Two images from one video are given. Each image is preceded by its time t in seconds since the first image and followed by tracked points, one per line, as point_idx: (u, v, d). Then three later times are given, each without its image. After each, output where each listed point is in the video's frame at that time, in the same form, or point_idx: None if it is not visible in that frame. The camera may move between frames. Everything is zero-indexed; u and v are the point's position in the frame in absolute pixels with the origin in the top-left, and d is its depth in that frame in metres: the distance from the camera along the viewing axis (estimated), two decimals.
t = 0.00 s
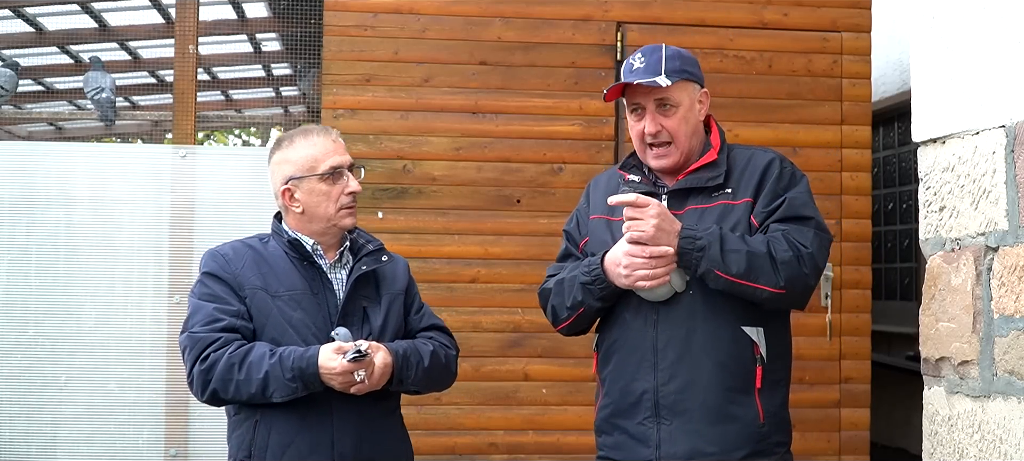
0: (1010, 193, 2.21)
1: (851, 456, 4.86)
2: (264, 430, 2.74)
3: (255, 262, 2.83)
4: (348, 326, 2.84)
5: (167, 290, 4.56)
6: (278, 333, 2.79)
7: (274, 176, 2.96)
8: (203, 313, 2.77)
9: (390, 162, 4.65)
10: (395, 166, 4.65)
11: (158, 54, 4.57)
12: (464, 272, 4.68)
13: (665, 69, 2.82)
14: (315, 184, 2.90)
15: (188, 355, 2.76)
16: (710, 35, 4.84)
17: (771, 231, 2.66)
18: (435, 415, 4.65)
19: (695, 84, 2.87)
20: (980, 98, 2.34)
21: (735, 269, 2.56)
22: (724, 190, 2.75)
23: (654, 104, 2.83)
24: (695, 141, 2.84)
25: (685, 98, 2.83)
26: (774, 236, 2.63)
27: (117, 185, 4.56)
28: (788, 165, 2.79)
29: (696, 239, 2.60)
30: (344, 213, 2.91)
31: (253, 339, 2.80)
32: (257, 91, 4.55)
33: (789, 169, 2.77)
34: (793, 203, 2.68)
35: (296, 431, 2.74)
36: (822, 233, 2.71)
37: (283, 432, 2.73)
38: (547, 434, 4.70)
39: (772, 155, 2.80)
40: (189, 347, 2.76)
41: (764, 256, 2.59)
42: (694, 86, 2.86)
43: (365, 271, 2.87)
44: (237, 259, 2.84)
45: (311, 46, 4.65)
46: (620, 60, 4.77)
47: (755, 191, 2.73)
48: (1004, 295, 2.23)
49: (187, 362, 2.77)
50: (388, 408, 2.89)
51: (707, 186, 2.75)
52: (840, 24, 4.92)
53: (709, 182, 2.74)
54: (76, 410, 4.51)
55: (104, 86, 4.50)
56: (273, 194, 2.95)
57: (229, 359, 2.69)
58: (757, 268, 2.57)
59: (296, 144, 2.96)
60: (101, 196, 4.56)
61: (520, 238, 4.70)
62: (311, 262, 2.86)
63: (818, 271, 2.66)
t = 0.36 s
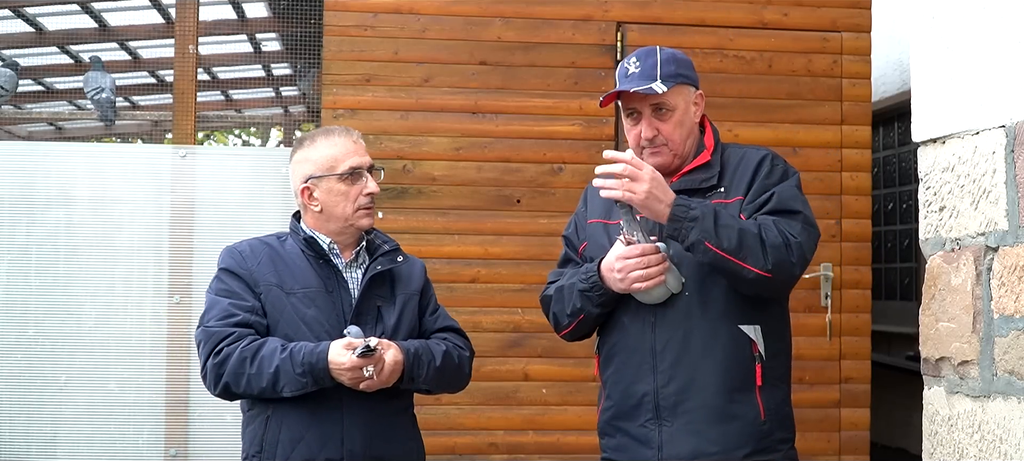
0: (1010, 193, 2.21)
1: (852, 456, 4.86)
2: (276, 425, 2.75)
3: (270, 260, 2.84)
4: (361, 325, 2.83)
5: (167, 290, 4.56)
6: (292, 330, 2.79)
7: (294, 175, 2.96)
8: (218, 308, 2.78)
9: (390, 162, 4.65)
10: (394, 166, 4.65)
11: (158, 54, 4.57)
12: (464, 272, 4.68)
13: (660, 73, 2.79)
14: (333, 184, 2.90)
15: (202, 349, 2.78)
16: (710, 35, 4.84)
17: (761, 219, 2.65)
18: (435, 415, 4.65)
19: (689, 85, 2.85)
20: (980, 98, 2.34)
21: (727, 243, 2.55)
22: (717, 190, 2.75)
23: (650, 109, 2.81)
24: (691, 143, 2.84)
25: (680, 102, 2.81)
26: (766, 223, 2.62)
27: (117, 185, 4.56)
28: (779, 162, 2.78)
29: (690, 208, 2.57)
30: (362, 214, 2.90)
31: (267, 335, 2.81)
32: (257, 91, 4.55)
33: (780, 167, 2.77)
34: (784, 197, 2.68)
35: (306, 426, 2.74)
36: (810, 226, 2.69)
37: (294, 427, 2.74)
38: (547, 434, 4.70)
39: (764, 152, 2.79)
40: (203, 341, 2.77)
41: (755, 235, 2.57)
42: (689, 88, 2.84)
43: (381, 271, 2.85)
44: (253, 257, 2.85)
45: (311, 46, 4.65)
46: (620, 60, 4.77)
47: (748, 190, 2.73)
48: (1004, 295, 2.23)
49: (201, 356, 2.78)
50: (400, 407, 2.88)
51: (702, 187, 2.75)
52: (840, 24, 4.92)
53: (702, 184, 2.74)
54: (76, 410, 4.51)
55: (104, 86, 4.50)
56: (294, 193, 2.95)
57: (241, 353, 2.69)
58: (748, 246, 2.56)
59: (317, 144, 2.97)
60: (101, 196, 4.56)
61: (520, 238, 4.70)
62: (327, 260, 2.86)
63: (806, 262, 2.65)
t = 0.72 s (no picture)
0: (1010, 193, 2.21)
1: (852, 456, 4.86)
2: (283, 427, 2.75)
3: (276, 261, 2.84)
4: (367, 326, 2.83)
5: (167, 290, 4.56)
6: (298, 331, 2.79)
7: (299, 175, 2.97)
8: (225, 310, 2.79)
9: (390, 162, 4.66)
10: (395, 166, 4.65)
11: (158, 54, 4.57)
12: (464, 272, 4.68)
13: (662, 61, 2.75)
14: (338, 183, 2.90)
15: (209, 351, 2.78)
16: (710, 35, 4.84)
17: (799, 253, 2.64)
18: (435, 415, 4.65)
19: (690, 78, 2.81)
20: (980, 98, 2.34)
21: (776, 313, 2.56)
22: (715, 190, 2.69)
23: (649, 95, 2.77)
24: (688, 136, 2.78)
25: (681, 91, 2.78)
26: (805, 261, 2.61)
27: (117, 185, 4.56)
28: (785, 163, 2.71)
29: (734, 289, 2.53)
30: (367, 214, 2.90)
31: (274, 337, 2.80)
32: (257, 91, 4.55)
33: (788, 169, 2.70)
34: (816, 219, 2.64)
35: (314, 428, 2.74)
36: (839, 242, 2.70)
37: (302, 429, 2.74)
38: (547, 434, 4.70)
39: (767, 154, 2.72)
40: (210, 344, 2.78)
41: (802, 293, 2.57)
42: (691, 80, 2.82)
43: (387, 271, 2.85)
44: (259, 258, 2.85)
45: (311, 46, 4.65)
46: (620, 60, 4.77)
47: (750, 193, 2.66)
48: (1004, 295, 2.23)
49: (207, 358, 2.78)
50: (406, 408, 2.88)
51: (698, 185, 2.68)
52: (840, 24, 4.92)
53: (699, 181, 2.68)
54: (76, 410, 4.51)
55: (104, 86, 4.50)
56: (297, 194, 2.95)
57: (248, 355, 2.70)
58: (796, 307, 2.57)
59: (321, 145, 2.96)
60: (101, 196, 4.56)
61: (520, 238, 4.71)
62: (332, 260, 2.85)
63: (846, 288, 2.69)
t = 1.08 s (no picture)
0: (1010, 193, 2.21)
1: (852, 456, 4.86)
2: (286, 429, 2.75)
3: (277, 262, 2.84)
4: (370, 327, 2.82)
5: (167, 290, 4.56)
6: (300, 332, 2.79)
7: (297, 176, 2.97)
8: (226, 312, 2.78)
9: (390, 162, 4.65)
10: (394, 166, 4.65)
11: (158, 54, 4.57)
12: (464, 272, 4.68)
13: (677, 60, 2.74)
14: (335, 185, 2.90)
15: (211, 353, 2.78)
16: (710, 35, 4.84)
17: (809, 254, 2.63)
18: (435, 415, 4.65)
19: (707, 76, 2.79)
20: (980, 98, 2.34)
21: (781, 313, 2.55)
22: (727, 185, 2.68)
23: (663, 95, 2.75)
24: (702, 134, 2.76)
25: (695, 91, 2.75)
26: (815, 264, 2.60)
27: (117, 185, 4.56)
28: (801, 164, 2.71)
29: (740, 285, 2.53)
30: (363, 215, 2.89)
31: (275, 338, 2.80)
32: (257, 91, 4.55)
33: (803, 169, 2.70)
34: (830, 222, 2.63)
35: (317, 431, 2.74)
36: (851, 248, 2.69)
37: (304, 431, 2.73)
38: (547, 434, 4.70)
39: (783, 153, 2.71)
40: (211, 346, 2.77)
41: (809, 296, 2.56)
42: (706, 78, 2.78)
43: (388, 272, 2.85)
44: (260, 260, 2.84)
45: (311, 46, 4.64)
46: (620, 60, 4.77)
47: (762, 189, 2.65)
48: (1004, 295, 2.23)
49: (209, 359, 2.78)
50: (408, 408, 2.88)
51: (709, 179, 2.68)
52: (840, 24, 4.91)
53: (711, 176, 2.67)
54: (76, 410, 4.51)
55: (104, 86, 4.50)
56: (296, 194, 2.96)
57: (250, 357, 2.69)
58: (802, 310, 2.57)
59: (319, 145, 2.96)
60: (101, 196, 4.56)
61: (520, 238, 4.70)
62: (333, 262, 2.85)
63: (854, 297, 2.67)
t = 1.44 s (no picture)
0: (1010, 193, 2.21)
1: (852, 456, 4.86)
2: (280, 428, 2.75)
3: (275, 261, 2.84)
4: (366, 327, 2.83)
5: (167, 290, 4.56)
6: (296, 331, 2.78)
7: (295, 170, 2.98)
8: (222, 310, 2.78)
9: (390, 162, 4.65)
10: (395, 166, 4.65)
11: (158, 54, 4.57)
12: (464, 272, 4.68)
13: (696, 56, 2.73)
14: (319, 188, 2.87)
15: (207, 351, 2.78)
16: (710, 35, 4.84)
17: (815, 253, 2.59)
18: (435, 415, 4.65)
19: (726, 73, 2.78)
20: (980, 99, 2.34)
21: (778, 312, 2.52)
22: (735, 182, 2.66)
23: (682, 90, 2.75)
24: (719, 132, 2.75)
25: (715, 87, 2.74)
26: (818, 264, 2.56)
27: (117, 185, 4.56)
28: (813, 162, 2.67)
29: (736, 282, 2.51)
30: (343, 219, 2.85)
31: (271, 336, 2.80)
32: (257, 91, 4.56)
33: (815, 168, 2.66)
34: (839, 221, 2.58)
35: (311, 429, 2.73)
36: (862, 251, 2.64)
37: (298, 429, 2.73)
38: (547, 434, 4.70)
39: (795, 151, 2.68)
40: (207, 343, 2.78)
41: (809, 296, 2.52)
42: (726, 75, 2.77)
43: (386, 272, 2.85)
44: (258, 258, 2.84)
45: (311, 46, 4.64)
46: (620, 60, 4.77)
47: (769, 186, 2.62)
48: (1004, 295, 2.23)
49: (205, 356, 2.78)
50: (404, 409, 2.87)
51: (717, 175, 2.66)
52: (840, 24, 4.91)
53: (718, 172, 2.65)
54: (76, 410, 4.51)
55: (104, 86, 4.50)
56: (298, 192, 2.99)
57: (245, 355, 2.69)
58: (801, 310, 2.53)
59: (310, 146, 2.94)
60: (101, 196, 4.56)
61: (520, 238, 4.71)
62: (332, 262, 2.85)
63: (862, 301, 2.62)
